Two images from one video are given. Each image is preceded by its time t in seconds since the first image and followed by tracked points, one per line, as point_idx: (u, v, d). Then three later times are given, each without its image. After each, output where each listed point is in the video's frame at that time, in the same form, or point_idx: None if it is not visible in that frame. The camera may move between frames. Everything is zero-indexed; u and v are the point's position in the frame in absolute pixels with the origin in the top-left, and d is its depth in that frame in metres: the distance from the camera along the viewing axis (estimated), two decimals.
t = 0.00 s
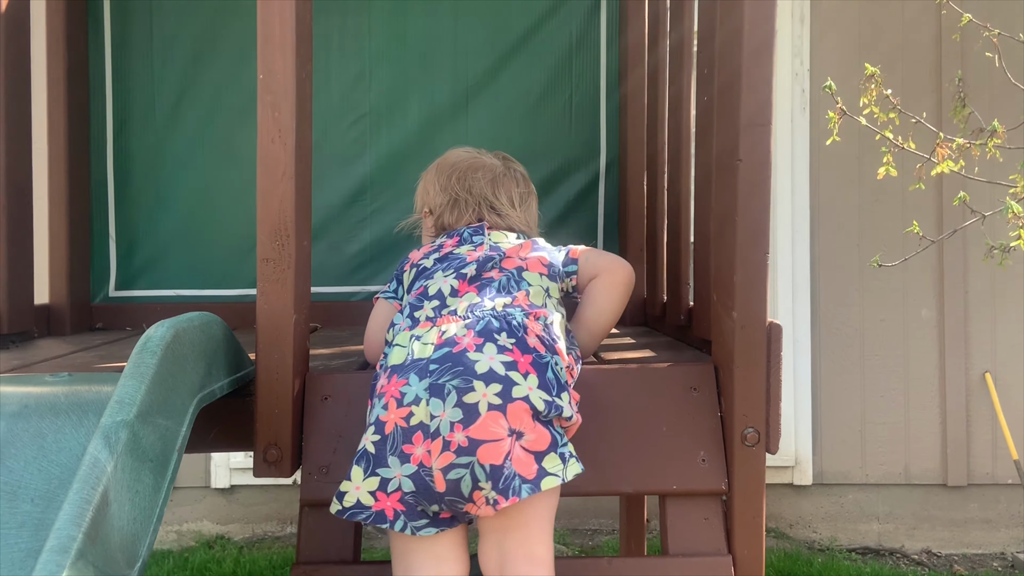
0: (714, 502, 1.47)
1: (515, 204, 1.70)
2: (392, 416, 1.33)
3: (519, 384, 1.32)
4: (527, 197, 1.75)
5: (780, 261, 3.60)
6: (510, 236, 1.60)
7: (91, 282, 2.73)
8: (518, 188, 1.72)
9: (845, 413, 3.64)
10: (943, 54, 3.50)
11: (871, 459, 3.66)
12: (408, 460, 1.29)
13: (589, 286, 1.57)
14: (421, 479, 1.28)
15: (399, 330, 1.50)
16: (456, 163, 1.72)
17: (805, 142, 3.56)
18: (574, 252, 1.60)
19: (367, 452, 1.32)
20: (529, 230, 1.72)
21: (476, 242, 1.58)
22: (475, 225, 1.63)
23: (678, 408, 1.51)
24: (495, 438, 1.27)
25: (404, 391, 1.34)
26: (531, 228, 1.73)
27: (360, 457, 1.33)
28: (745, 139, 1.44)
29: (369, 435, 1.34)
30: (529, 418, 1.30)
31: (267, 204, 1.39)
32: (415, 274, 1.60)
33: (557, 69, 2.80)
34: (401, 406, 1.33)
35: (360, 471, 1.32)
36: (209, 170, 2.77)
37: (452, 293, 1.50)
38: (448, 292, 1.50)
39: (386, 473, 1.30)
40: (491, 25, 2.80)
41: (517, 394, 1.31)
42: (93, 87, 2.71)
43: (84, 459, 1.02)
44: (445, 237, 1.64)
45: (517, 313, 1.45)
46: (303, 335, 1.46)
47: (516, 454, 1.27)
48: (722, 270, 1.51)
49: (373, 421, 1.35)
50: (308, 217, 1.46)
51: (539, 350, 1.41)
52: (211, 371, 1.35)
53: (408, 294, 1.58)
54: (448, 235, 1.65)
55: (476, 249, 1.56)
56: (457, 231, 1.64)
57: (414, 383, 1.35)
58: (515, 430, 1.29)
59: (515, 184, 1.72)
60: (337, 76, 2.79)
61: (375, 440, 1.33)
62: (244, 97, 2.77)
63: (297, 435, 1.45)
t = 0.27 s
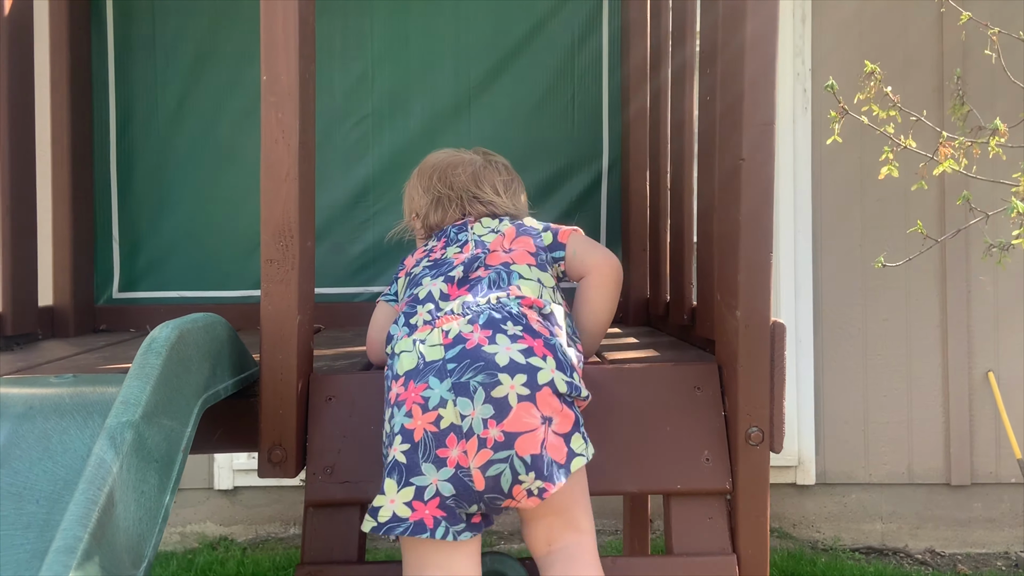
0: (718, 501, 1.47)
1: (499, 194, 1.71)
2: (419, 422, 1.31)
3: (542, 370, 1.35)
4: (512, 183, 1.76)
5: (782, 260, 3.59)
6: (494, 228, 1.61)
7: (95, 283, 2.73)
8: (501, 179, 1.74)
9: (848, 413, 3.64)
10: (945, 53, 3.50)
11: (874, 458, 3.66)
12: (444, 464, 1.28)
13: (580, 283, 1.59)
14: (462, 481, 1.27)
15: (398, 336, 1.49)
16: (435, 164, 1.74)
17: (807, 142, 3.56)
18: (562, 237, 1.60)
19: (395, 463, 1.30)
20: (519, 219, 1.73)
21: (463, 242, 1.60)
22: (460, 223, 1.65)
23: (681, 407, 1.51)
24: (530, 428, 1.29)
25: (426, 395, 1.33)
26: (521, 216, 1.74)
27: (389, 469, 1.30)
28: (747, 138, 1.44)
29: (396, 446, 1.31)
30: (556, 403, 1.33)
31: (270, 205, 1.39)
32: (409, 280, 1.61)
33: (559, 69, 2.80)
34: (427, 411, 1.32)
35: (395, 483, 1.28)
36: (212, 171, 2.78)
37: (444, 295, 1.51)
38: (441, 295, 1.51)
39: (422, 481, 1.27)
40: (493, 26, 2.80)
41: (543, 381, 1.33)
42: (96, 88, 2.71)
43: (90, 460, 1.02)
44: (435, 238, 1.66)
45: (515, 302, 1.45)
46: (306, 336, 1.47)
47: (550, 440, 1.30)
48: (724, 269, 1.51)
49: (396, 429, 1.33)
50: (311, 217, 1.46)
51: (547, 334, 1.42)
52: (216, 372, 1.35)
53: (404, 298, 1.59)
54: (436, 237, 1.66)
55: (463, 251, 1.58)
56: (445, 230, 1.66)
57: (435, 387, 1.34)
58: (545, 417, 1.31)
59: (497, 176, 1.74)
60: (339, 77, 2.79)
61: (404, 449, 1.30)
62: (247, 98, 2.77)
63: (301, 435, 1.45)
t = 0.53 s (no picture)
0: (721, 500, 1.47)
1: (481, 188, 1.74)
2: (437, 383, 1.32)
3: (548, 310, 1.37)
4: (497, 182, 1.79)
5: (783, 260, 3.59)
6: (483, 221, 1.64)
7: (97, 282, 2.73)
8: (483, 176, 1.77)
9: (850, 412, 3.64)
10: (948, 52, 3.50)
11: (876, 457, 3.65)
12: (470, 417, 1.28)
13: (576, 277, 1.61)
14: (491, 430, 1.27)
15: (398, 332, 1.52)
16: (417, 173, 1.80)
17: (809, 141, 3.56)
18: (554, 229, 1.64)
19: (422, 428, 1.30)
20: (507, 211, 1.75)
21: (454, 237, 1.63)
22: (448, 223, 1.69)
23: (684, 406, 1.51)
24: (546, 364, 1.30)
25: (440, 356, 1.35)
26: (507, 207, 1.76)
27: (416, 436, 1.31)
28: (749, 137, 1.44)
29: (420, 411, 1.32)
30: (569, 338, 1.34)
31: (272, 203, 1.39)
32: (406, 280, 1.64)
33: (561, 69, 2.80)
34: (442, 370, 1.33)
35: (424, 446, 1.29)
36: (213, 170, 2.78)
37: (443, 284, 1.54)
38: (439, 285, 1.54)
39: (450, 438, 1.28)
40: (494, 25, 2.80)
41: (551, 319, 1.36)
42: (97, 87, 2.71)
43: (93, 460, 1.02)
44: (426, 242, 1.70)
45: (512, 267, 1.50)
46: (308, 335, 1.47)
47: (573, 371, 1.30)
48: (727, 268, 1.51)
49: (415, 397, 1.33)
50: (313, 216, 1.46)
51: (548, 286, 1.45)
52: (218, 371, 1.35)
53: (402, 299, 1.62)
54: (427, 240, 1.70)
55: (455, 245, 1.61)
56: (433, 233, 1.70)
57: (447, 346, 1.36)
58: (561, 352, 1.32)
59: (479, 173, 1.77)
60: (340, 77, 2.79)
61: (427, 413, 1.31)
62: (248, 97, 2.77)
63: (303, 434, 1.45)
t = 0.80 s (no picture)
0: (718, 504, 1.46)
1: (446, 192, 1.86)
2: (467, 361, 1.36)
3: (538, 266, 1.49)
4: (466, 186, 1.90)
5: (783, 260, 3.58)
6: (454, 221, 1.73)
7: (93, 286, 2.73)
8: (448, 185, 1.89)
9: (850, 412, 3.63)
10: (948, 51, 3.49)
11: (876, 456, 3.64)
12: (509, 382, 1.35)
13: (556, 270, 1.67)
14: (531, 389, 1.36)
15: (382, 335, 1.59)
16: (390, 200, 1.94)
17: (808, 141, 3.55)
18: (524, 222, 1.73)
19: (460, 407, 1.32)
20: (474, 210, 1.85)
21: (424, 242, 1.72)
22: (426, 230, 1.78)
23: (680, 409, 1.50)
24: (558, 312, 1.43)
25: (461, 335, 1.39)
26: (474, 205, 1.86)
27: (456, 418, 1.32)
28: (746, 139, 1.43)
29: (456, 393, 1.33)
30: (565, 284, 1.48)
31: (265, 208, 1.38)
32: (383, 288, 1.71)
33: (558, 70, 2.79)
34: (469, 348, 1.37)
35: (470, 423, 1.32)
36: (209, 173, 2.77)
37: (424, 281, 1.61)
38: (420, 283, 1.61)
39: (495, 407, 1.33)
40: (492, 26, 2.79)
41: (546, 274, 1.48)
42: (92, 90, 2.70)
43: (83, 468, 1.01)
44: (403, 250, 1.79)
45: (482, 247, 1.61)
46: (302, 340, 1.46)
47: (575, 310, 1.45)
48: (724, 270, 1.50)
49: (444, 381, 1.34)
50: (306, 220, 1.45)
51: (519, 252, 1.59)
52: (211, 377, 1.34)
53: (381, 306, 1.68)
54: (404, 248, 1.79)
55: (425, 248, 1.70)
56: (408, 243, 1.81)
57: (465, 326, 1.40)
58: (564, 297, 1.45)
59: (445, 183, 1.90)
60: (337, 79, 2.78)
61: (467, 394, 1.33)
62: (244, 100, 2.76)
63: (297, 440, 1.44)
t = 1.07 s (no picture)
0: (719, 504, 1.47)
1: (425, 182, 1.89)
2: (507, 365, 1.36)
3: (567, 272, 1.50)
4: (445, 173, 1.93)
5: (784, 258, 3.58)
6: (440, 225, 1.74)
7: (95, 290, 2.73)
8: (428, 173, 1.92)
9: (852, 409, 3.63)
10: (947, 49, 3.48)
11: (879, 454, 3.65)
12: (547, 388, 1.36)
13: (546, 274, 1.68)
14: (567, 395, 1.37)
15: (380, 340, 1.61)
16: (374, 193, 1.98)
17: (808, 139, 3.55)
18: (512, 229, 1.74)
19: (501, 411, 1.32)
20: (452, 198, 1.88)
21: (411, 246, 1.73)
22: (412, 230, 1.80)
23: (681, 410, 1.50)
24: (589, 321, 1.44)
25: (499, 340, 1.39)
26: (452, 194, 1.88)
27: (496, 422, 1.32)
28: (745, 140, 1.43)
29: (497, 396, 1.33)
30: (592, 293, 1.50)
31: (265, 211, 1.38)
32: (375, 291, 1.73)
33: (556, 71, 2.79)
34: (509, 354, 1.37)
35: (513, 427, 1.32)
36: (210, 176, 2.78)
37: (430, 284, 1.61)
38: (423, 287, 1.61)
39: (535, 413, 1.34)
40: (491, 28, 2.79)
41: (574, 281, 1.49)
42: (93, 94, 2.71)
43: (85, 473, 1.02)
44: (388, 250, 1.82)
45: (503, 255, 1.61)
46: (303, 342, 1.46)
47: (605, 320, 1.46)
48: (723, 271, 1.50)
49: (484, 384, 1.35)
50: (306, 223, 1.45)
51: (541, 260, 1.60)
52: (212, 380, 1.35)
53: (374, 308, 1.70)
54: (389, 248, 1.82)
55: (412, 253, 1.71)
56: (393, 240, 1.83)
57: (502, 331, 1.40)
58: (592, 305, 1.47)
59: (424, 172, 1.93)
60: (336, 81, 2.79)
61: (508, 398, 1.33)
62: (244, 102, 2.77)
63: (299, 442, 1.44)
